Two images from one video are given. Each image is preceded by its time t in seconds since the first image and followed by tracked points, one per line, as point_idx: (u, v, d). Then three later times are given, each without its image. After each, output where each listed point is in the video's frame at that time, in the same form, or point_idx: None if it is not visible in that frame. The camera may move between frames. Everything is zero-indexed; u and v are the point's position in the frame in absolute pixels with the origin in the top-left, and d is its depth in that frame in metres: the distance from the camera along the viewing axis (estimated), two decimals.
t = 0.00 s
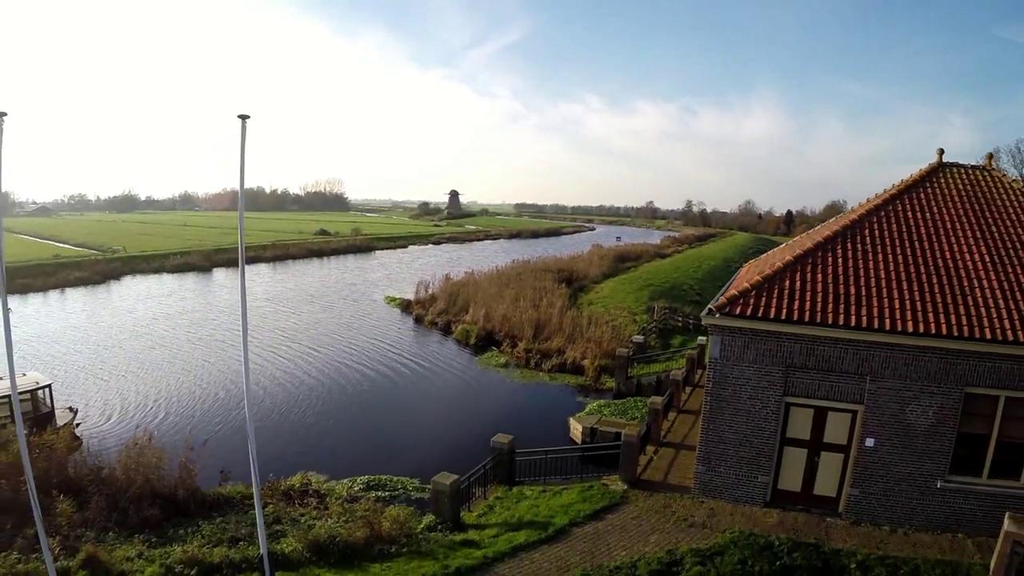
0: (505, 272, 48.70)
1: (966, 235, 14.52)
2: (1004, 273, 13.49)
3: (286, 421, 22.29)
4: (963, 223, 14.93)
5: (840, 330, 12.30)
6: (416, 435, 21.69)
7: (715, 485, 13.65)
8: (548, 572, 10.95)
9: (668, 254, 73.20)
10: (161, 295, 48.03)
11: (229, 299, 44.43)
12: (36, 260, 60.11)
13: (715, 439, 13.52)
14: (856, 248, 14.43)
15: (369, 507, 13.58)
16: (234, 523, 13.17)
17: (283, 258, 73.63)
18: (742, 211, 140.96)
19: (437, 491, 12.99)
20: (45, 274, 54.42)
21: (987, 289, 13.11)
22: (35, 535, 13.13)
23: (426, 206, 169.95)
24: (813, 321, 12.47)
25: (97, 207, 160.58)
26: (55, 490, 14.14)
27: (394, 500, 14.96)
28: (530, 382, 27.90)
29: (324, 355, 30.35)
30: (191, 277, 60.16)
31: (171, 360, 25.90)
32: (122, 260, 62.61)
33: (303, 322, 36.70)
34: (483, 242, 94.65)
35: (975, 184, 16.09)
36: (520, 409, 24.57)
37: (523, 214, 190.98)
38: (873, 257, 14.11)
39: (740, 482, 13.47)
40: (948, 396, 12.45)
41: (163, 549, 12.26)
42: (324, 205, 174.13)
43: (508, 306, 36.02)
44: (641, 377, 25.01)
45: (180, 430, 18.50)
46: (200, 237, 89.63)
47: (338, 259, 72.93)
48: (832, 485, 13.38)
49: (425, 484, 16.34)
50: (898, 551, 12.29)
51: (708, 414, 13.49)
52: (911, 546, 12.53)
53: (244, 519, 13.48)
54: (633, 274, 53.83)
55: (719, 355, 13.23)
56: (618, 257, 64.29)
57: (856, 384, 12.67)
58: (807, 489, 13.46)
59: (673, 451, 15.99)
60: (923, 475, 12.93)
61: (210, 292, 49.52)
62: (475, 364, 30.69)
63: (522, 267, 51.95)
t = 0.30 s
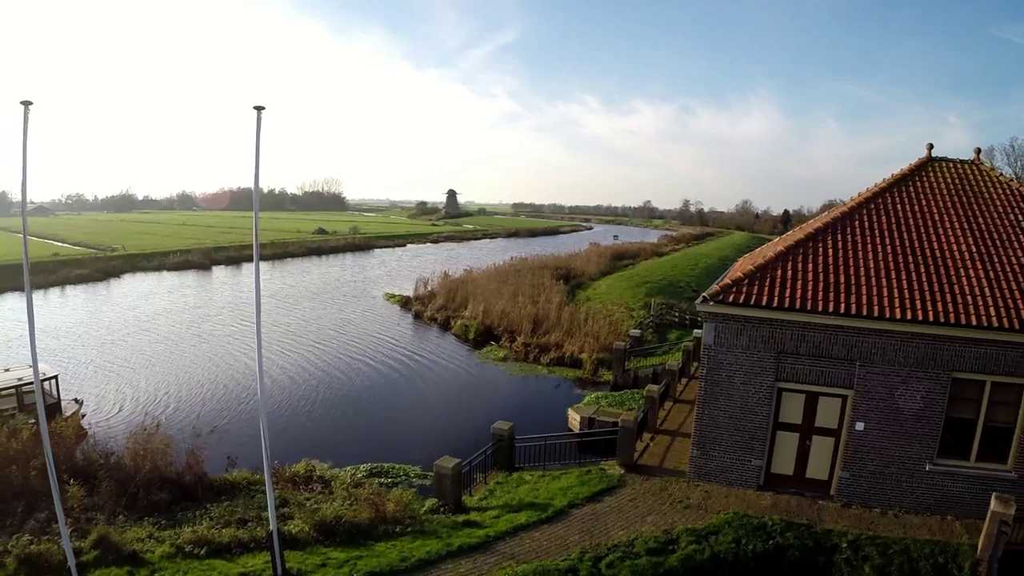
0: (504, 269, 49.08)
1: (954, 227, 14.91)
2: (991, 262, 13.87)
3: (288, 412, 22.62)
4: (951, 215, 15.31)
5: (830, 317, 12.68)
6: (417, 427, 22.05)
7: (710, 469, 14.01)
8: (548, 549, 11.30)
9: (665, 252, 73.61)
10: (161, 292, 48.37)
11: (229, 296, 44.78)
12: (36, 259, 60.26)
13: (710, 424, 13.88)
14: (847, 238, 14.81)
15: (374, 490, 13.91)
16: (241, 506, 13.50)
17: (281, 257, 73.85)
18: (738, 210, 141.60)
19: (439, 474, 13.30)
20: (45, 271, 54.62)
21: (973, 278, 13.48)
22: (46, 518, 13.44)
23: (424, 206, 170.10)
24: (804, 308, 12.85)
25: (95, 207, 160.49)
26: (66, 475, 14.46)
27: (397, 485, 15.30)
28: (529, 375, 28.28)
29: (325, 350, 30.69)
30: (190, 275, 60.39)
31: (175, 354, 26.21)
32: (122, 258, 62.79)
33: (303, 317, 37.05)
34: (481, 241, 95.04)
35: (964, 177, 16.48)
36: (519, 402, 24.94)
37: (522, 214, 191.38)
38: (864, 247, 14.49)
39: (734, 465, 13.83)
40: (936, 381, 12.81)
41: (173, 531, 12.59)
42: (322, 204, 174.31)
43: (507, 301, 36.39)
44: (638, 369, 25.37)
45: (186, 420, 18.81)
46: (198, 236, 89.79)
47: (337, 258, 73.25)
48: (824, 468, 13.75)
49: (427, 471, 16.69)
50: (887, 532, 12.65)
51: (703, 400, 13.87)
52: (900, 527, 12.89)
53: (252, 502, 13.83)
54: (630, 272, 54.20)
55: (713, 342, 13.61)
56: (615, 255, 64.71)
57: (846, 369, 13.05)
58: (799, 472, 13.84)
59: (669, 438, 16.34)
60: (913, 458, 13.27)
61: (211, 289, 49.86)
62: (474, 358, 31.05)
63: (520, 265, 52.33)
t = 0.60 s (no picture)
0: (500, 267, 49.46)
1: (941, 219, 15.33)
2: (975, 252, 14.29)
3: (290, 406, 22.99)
4: (938, 207, 15.73)
5: (819, 304, 13.11)
6: (417, 420, 22.44)
7: (704, 453, 14.41)
8: (548, 528, 11.66)
9: (661, 250, 74.13)
10: (160, 289, 48.63)
11: (228, 293, 45.08)
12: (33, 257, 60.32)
13: (704, 409, 14.29)
14: (837, 230, 15.23)
15: (377, 474, 14.30)
16: (249, 489, 13.85)
17: (279, 256, 74.01)
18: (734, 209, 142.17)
19: (442, 458, 13.68)
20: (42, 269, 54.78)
21: (958, 266, 13.91)
22: (57, 502, 13.77)
23: (420, 205, 170.42)
24: (793, 296, 13.28)
25: (90, 207, 160.13)
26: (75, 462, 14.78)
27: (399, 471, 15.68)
28: (527, 369, 28.72)
29: (325, 345, 31.03)
30: (188, 273, 60.53)
31: (177, 348, 26.51)
32: (119, 256, 62.88)
33: (302, 313, 37.38)
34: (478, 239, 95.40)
35: (951, 171, 16.91)
36: (516, 395, 25.34)
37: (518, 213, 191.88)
38: (852, 238, 14.91)
39: (727, 450, 14.23)
40: (922, 366, 13.22)
41: (182, 513, 12.93)
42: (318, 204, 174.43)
43: (504, 297, 36.79)
44: (634, 362, 25.78)
45: (190, 409, 19.15)
46: (195, 235, 90.14)
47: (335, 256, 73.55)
48: (815, 452, 14.14)
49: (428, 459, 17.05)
50: (877, 512, 13.00)
51: (697, 386, 14.28)
52: (889, 508, 13.25)
53: (259, 486, 14.20)
54: (626, 269, 54.67)
55: (707, 330, 14.03)
56: (611, 254, 65.14)
57: (835, 355, 13.47)
58: (791, 456, 14.23)
59: (664, 425, 16.73)
60: (901, 442, 13.62)
61: (210, 286, 50.16)
62: (472, 352, 31.45)
63: (517, 262, 52.73)
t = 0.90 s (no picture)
0: (498, 264, 49.87)
1: (928, 211, 15.76)
2: (961, 243, 14.71)
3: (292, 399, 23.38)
4: (925, 200, 16.14)
5: (808, 292, 13.56)
6: (416, 414, 22.84)
7: (698, 438, 14.81)
8: (547, 509, 12.02)
9: (656, 249, 74.68)
10: (160, 287, 48.99)
11: (228, 291, 45.44)
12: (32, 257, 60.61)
13: (698, 395, 14.71)
14: (827, 221, 15.66)
15: (379, 459, 14.67)
16: (255, 474, 14.23)
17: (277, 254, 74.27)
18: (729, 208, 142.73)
19: (443, 444, 14.05)
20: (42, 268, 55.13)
21: (944, 256, 14.33)
22: (68, 487, 14.15)
23: (416, 205, 170.73)
24: (783, 284, 13.72)
25: (86, 207, 159.98)
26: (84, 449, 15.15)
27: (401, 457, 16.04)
28: (524, 362, 29.13)
29: (324, 340, 31.36)
30: (186, 271, 60.68)
31: (179, 343, 26.87)
32: (118, 255, 63.10)
33: (302, 309, 37.74)
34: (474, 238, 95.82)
35: (938, 165, 17.35)
36: (514, 389, 25.75)
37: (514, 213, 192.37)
38: (842, 229, 15.35)
39: (721, 435, 14.64)
40: (909, 352, 13.60)
41: (190, 496, 13.31)
42: (315, 204, 174.61)
43: (501, 293, 37.21)
44: (630, 355, 26.20)
45: (194, 399, 19.50)
46: (192, 235, 90.41)
47: (332, 255, 73.92)
48: (806, 437, 14.50)
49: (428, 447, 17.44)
50: (867, 494, 13.32)
51: (691, 372, 14.71)
52: (879, 490, 13.56)
53: (264, 471, 14.58)
54: (622, 267, 55.17)
55: (700, 318, 14.46)
56: (608, 252, 65.60)
57: (825, 341, 13.88)
58: (783, 441, 14.60)
59: (659, 413, 17.12)
60: (891, 426, 13.94)
61: (209, 284, 50.49)
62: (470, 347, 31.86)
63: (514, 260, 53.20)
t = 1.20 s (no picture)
0: (496, 261, 50.24)
1: (917, 204, 16.18)
2: (948, 235, 15.12)
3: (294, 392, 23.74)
4: (914, 194, 16.54)
5: (799, 282, 13.97)
6: (416, 407, 23.23)
7: (693, 425, 15.22)
8: (547, 491, 12.40)
9: (653, 248, 75.12)
10: (160, 285, 49.35)
11: (228, 288, 45.80)
12: (33, 256, 60.95)
13: (693, 383, 15.11)
14: (818, 214, 16.07)
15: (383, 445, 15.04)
16: (262, 460, 14.61)
17: (276, 253, 74.59)
18: (725, 208, 143.23)
19: (445, 430, 14.45)
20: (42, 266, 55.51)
21: (931, 248, 14.73)
22: (78, 473, 14.53)
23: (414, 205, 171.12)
24: (775, 274, 14.14)
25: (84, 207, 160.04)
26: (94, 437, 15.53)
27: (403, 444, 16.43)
28: (522, 357, 29.52)
29: (325, 336, 31.71)
30: (185, 269, 61.03)
31: (182, 337, 27.24)
32: (117, 253, 63.49)
33: (302, 306, 38.10)
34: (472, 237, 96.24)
35: (927, 160, 17.77)
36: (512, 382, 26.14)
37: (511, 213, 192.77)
38: (832, 222, 15.76)
39: (715, 421, 15.04)
40: (897, 339, 13.99)
41: (199, 481, 13.68)
42: (312, 204, 174.81)
43: (499, 290, 37.61)
44: (627, 349, 26.58)
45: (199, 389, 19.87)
46: (190, 234, 90.70)
47: (331, 253, 74.27)
48: (798, 423, 14.89)
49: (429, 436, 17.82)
50: (857, 478, 13.66)
51: (686, 361, 15.11)
52: (869, 474, 13.89)
53: (271, 456, 14.96)
54: (619, 265, 55.59)
55: (694, 307, 14.87)
56: (605, 250, 65.98)
57: (815, 329, 14.29)
58: (775, 427, 15.00)
59: (655, 402, 17.53)
60: (880, 412, 14.31)
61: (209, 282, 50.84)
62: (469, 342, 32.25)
63: (512, 258, 53.59)
